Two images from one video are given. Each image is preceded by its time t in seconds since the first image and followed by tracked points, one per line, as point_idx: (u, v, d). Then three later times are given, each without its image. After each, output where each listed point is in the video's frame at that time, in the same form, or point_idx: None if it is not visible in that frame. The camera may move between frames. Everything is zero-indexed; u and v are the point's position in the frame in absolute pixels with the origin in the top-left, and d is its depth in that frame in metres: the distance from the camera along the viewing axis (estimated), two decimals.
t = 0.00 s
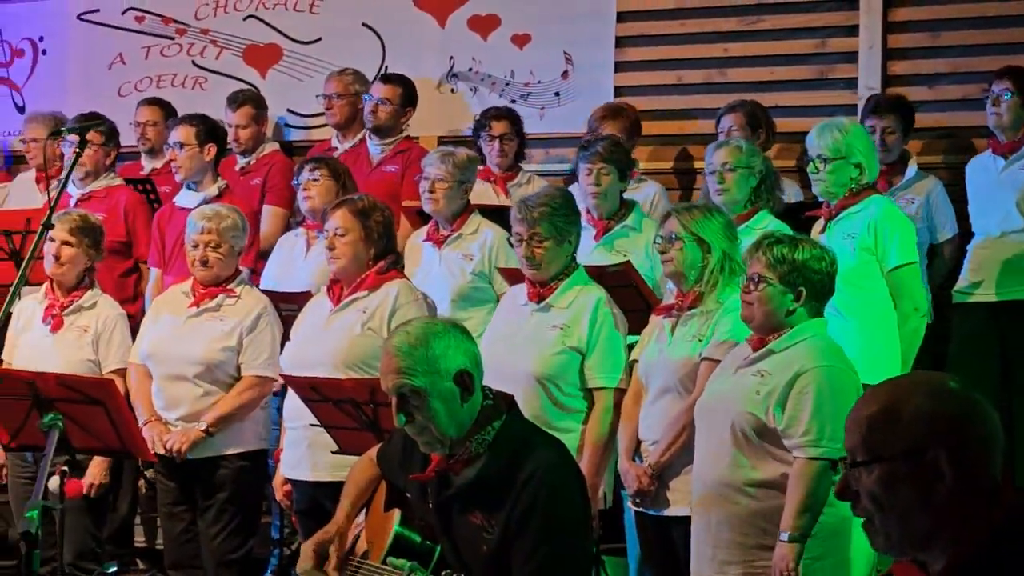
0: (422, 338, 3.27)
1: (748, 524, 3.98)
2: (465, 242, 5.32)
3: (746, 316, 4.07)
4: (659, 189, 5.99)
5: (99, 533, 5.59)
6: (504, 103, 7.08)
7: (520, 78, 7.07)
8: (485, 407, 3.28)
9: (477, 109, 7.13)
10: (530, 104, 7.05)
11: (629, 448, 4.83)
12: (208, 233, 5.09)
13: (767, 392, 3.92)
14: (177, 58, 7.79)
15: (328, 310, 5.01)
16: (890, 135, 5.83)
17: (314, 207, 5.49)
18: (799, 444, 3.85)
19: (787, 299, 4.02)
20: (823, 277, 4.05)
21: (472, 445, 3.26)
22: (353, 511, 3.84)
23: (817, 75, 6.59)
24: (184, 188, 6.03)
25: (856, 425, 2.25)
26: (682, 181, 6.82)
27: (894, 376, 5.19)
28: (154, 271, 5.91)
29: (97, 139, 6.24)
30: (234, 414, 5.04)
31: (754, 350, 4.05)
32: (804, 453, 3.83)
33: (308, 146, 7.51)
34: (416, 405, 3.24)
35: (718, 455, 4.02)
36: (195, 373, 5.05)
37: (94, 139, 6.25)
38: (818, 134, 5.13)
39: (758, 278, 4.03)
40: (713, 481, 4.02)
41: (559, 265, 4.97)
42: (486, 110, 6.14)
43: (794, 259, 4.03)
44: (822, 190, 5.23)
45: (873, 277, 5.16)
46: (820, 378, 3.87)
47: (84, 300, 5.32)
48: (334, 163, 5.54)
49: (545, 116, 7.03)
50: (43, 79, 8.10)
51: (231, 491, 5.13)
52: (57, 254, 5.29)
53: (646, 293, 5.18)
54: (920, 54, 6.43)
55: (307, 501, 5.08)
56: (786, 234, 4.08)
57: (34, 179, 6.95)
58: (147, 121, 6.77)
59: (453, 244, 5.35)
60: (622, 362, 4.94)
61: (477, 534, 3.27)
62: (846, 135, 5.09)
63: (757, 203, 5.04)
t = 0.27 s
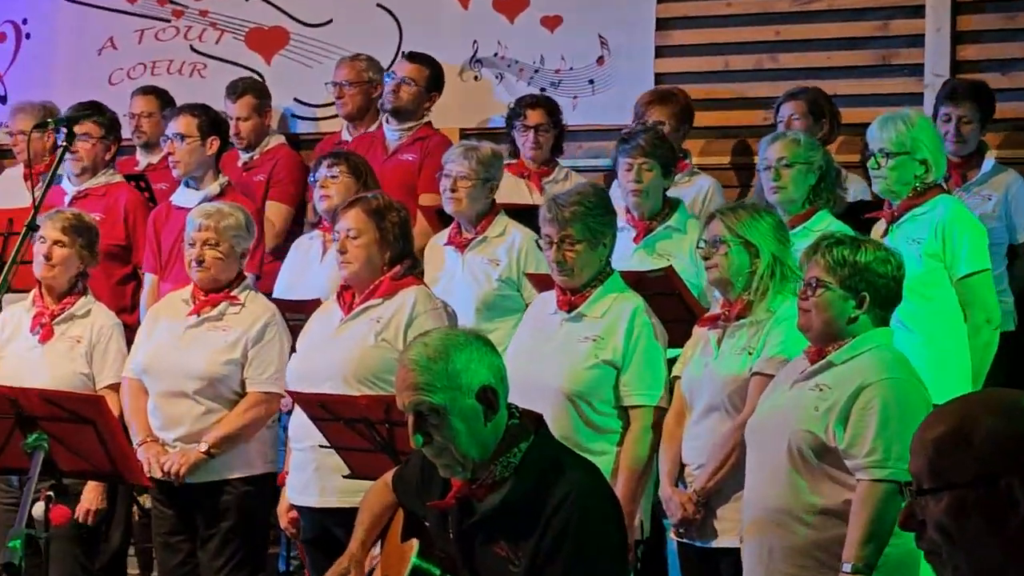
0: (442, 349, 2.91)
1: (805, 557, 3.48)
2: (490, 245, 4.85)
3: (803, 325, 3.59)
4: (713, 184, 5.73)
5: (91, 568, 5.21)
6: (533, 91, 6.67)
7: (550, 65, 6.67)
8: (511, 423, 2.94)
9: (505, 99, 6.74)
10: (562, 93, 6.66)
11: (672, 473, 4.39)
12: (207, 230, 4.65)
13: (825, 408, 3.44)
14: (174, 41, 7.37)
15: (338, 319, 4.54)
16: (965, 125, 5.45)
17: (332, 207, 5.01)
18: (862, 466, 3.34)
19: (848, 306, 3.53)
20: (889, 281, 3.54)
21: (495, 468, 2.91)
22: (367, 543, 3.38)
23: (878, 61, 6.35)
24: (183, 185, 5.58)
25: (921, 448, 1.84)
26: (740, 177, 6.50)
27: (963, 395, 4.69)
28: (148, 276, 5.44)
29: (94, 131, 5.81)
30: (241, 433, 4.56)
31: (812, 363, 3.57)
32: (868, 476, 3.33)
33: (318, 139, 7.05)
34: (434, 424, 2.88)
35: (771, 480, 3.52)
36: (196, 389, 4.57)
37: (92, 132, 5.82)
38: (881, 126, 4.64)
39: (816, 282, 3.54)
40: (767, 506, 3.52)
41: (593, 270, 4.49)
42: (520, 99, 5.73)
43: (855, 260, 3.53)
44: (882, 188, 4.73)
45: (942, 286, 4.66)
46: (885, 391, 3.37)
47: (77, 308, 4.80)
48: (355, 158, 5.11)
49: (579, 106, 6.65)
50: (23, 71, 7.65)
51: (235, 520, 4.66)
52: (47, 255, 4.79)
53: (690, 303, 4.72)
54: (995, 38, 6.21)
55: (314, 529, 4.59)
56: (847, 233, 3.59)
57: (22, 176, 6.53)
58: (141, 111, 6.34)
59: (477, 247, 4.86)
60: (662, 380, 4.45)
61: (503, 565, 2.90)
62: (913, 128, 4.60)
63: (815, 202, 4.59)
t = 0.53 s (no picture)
0: (474, 360, 2.69)
1: None
2: (524, 249, 4.63)
3: (856, 334, 3.36)
4: (757, 184, 5.54)
5: None
6: (570, 88, 6.46)
7: (588, 61, 6.45)
8: (546, 437, 2.72)
9: (539, 98, 6.53)
10: (601, 90, 6.44)
11: (716, 490, 4.15)
12: (228, 233, 4.45)
13: (871, 422, 3.23)
14: (194, 37, 7.20)
15: (366, 327, 4.31)
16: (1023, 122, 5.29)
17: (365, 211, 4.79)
18: (907, 482, 3.14)
19: (903, 315, 3.29)
20: (948, 288, 3.30)
21: (528, 485, 2.69)
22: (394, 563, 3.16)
23: (933, 56, 6.14)
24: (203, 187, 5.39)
25: (981, 464, 2.03)
26: (789, 179, 6.29)
27: None
28: (168, 283, 5.22)
29: (113, 131, 5.63)
30: (262, 447, 4.35)
31: (862, 374, 3.34)
32: (914, 493, 3.12)
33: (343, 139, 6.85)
34: (465, 438, 2.65)
35: (814, 496, 3.33)
36: (215, 402, 4.36)
37: (111, 132, 5.64)
38: (935, 124, 4.38)
39: (869, 289, 3.30)
40: (814, 523, 3.33)
41: (630, 276, 4.25)
42: (559, 99, 5.43)
43: (911, 266, 3.29)
44: (935, 189, 4.46)
45: (1002, 294, 4.41)
46: (935, 403, 3.15)
47: (94, 315, 4.60)
48: (392, 161, 4.91)
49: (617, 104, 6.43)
50: (36, 69, 7.49)
51: (258, 539, 4.44)
52: (63, 258, 4.60)
53: (732, 309, 4.50)
54: None
55: (340, 548, 4.34)
56: (902, 237, 3.35)
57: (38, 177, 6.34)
58: (160, 109, 6.18)
59: (510, 253, 4.65)
60: (703, 392, 4.21)
61: None
62: (970, 127, 4.35)
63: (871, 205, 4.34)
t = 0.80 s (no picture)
0: (511, 373, 2.55)
1: None
2: (559, 257, 4.52)
3: (904, 345, 3.24)
4: (791, 190, 5.41)
5: None
6: (608, 91, 6.35)
7: (625, 63, 6.33)
8: (586, 452, 2.58)
9: (574, 100, 6.44)
10: (639, 93, 6.33)
11: (757, 506, 4.02)
12: (257, 239, 4.34)
13: (910, 436, 3.16)
14: (222, 38, 7.12)
15: (400, 338, 4.20)
16: None
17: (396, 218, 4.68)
18: (943, 497, 3.04)
19: (952, 327, 3.17)
20: (999, 299, 3.16)
21: (568, 501, 2.56)
22: None
23: (983, 58, 5.98)
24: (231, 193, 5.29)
25: None
26: (820, 185, 6.18)
27: None
28: (196, 290, 5.11)
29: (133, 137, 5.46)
30: (289, 461, 4.21)
31: (908, 387, 3.25)
32: (951, 510, 3.02)
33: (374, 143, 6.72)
34: (502, 453, 2.51)
35: (856, 512, 3.28)
36: (240, 413, 4.24)
37: (132, 136, 5.50)
38: (984, 128, 4.33)
39: (917, 300, 3.17)
40: (857, 540, 3.27)
41: (666, 284, 4.11)
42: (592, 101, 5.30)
43: (961, 276, 3.15)
44: (982, 195, 4.37)
45: None
46: (975, 417, 3.05)
47: (120, 324, 4.49)
48: (424, 166, 4.79)
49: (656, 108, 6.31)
50: (60, 70, 7.45)
51: (285, 556, 4.32)
52: (85, 267, 4.48)
53: (775, 318, 4.36)
54: None
55: (372, 562, 4.22)
56: (952, 246, 3.21)
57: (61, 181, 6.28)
58: (186, 112, 6.02)
59: (544, 260, 4.53)
60: (742, 404, 4.07)
61: None
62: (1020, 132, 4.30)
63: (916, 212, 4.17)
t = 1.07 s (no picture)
0: (550, 385, 2.44)
1: None
2: (596, 266, 4.40)
3: (950, 359, 3.28)
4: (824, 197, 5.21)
5: None
6: (648, 94, 6.27)
7: (666, 67, 6.25)
8: (626, 466, 2.47)
9: (612, 104, 6.34)
10: (679, 97, 6.23)
11: (800, 522, 3.90)
12: (288, 247, 4.25)
13: (951, 450, 3.16)
14: (253, 40, 7.04)
15: (438, 348, 4.11)
16: None
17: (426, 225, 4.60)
18: (983, 512, 3.04)
19: (998, 339, 3.22)
20: None
21: (608, 517, 2.45)
22: None
23: None
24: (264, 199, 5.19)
25: None
26: (845, 192, 6.06)
27: None
28: (227, 298, 5.04)
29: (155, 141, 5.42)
30: (315, 475, 4.10)
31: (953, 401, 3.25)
32: (991, 524, 3.02)
33: (409, 148, 6.66)
34: (541, 467, 2.40)
35: (900, 528, 3.28)
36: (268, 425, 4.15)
37: (153, 141, 5.45)
38: None
39: (963, 312, 3.23)
40: (899, 556, 3.28)
41: (704, 294, 3.98)
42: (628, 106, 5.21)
43: (1007, 287, 3.21)
44: None
45: None
46: (1016, 430, 3.06)
47: (147, 333, 4.39)
48: (454, 171, 4.67)
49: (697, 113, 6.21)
50: (87, 74, 7.41)
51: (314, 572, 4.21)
52: (110, 276, 4.41)
53: (821, 329, 4.25)
54: None
55: None
56: (997, 257, 3.26)
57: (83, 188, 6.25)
58: (215, 116, 5.93)
59: (580, 268, 4.42)
60: (783, 416, 3.93)
61: None
62: None
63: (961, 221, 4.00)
